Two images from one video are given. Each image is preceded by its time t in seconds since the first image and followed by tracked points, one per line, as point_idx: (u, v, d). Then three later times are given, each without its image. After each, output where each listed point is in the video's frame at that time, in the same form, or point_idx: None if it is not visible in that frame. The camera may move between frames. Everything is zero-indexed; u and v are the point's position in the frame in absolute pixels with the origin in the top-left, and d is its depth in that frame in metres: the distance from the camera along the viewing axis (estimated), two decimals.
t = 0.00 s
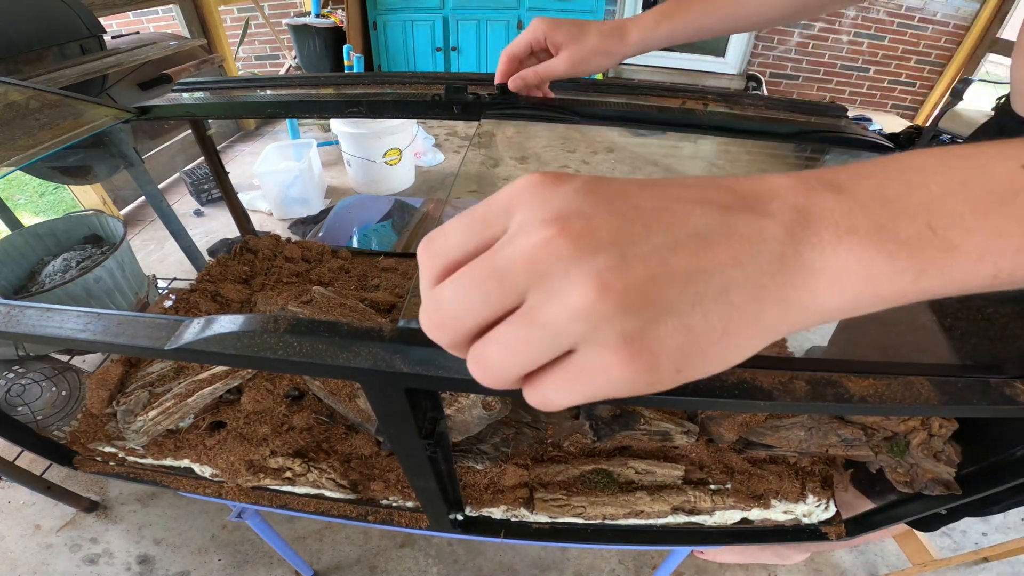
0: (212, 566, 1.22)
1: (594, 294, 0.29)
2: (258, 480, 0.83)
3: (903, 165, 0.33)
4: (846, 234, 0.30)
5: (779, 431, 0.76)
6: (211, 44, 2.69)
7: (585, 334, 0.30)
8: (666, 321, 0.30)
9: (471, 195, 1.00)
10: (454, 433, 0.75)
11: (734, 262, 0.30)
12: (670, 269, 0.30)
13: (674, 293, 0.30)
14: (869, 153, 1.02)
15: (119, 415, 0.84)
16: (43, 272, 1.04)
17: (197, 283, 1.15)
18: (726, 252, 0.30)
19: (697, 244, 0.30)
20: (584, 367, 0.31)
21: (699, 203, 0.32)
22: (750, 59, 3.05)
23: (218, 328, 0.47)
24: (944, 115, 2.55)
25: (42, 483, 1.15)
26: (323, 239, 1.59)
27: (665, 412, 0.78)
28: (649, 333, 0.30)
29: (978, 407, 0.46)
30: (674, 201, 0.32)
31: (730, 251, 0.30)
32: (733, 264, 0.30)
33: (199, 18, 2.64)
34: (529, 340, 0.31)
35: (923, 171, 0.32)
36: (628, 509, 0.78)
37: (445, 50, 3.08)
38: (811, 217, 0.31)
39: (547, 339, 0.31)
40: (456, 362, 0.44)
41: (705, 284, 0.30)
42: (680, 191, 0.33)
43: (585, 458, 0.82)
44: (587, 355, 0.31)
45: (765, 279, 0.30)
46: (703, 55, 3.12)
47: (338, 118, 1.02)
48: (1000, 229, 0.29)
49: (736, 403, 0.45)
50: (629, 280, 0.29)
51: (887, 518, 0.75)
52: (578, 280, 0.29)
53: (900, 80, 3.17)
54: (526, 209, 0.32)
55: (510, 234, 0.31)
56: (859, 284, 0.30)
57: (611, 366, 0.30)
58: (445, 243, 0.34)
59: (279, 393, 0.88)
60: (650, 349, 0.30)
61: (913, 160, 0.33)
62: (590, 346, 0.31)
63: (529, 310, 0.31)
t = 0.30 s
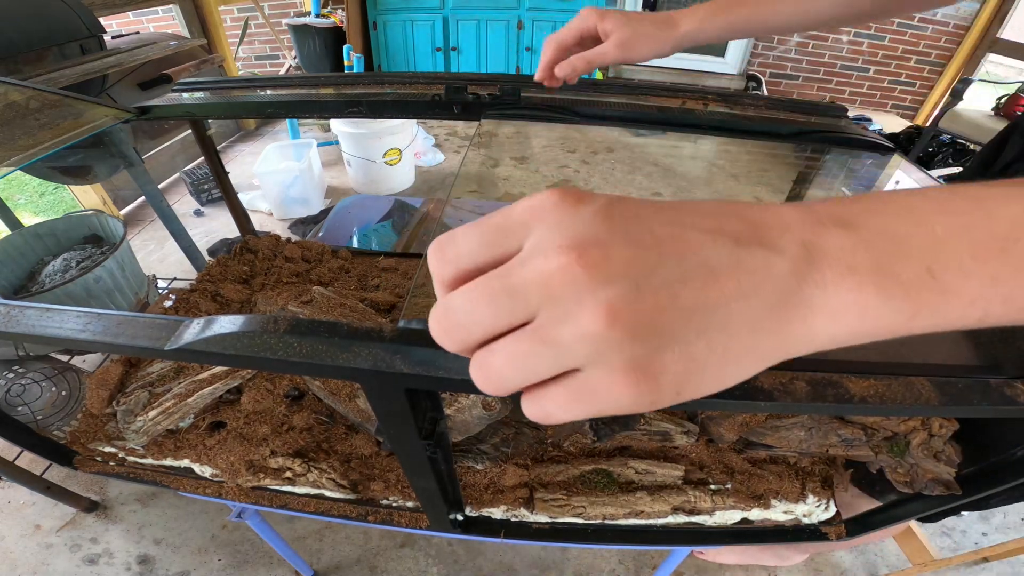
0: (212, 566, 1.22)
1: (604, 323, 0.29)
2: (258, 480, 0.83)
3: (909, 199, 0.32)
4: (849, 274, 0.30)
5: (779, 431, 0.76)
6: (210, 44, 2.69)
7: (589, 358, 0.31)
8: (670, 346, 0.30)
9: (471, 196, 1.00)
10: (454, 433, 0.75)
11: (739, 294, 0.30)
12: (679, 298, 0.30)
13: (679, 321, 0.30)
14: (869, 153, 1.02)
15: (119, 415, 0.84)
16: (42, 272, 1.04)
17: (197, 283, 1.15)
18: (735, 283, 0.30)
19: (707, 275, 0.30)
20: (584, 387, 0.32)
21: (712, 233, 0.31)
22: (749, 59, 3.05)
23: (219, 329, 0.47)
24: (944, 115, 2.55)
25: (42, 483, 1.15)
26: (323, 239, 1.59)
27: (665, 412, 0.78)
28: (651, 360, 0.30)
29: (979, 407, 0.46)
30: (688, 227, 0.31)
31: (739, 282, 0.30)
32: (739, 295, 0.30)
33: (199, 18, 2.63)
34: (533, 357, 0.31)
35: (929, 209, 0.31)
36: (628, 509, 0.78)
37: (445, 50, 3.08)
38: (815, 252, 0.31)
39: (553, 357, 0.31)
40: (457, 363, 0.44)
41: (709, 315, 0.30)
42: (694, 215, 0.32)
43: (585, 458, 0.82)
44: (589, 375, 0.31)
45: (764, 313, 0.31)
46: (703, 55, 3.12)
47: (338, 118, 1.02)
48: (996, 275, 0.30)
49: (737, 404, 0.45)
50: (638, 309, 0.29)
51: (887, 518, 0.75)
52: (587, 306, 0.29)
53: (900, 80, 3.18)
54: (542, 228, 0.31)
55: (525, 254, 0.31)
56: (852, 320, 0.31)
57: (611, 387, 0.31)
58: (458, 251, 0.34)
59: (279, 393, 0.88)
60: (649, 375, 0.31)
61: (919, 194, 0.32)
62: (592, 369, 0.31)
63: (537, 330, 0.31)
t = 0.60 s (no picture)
0: (212, 566, 1.22)
1: (597, 318, 0.29)
2: (258, 480, 0.83)
3: (904, 202, 0.32)
4: (840, 281, 0.30)
5: (779, 431, 0.76)
6: (210, 44, 2.69)
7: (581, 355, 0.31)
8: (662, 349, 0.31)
9: (471, 195, 1.00)
10: (454, 432, 0.75)
11: (730, 296, 0.30)
12: (671, 297, 0.30)
13: (672, 321, 0.30)
14: (869, 153, 1.02)
15: (119, 415, 0.84)
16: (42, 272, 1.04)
17: (197, 283, 1.15)
18: (727, 282, 0.30)
19: (701, 275, 0.30)
20: (572, 382, 0.32)
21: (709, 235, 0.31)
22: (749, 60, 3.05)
23: (219, 329, 0.47)
24: (944, 115, 2.55)
25: (42, 483, 1.15)
26: (323, 239, 1.59)
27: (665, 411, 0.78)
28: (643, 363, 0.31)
29: (978, 406, 0.46)
30: (688, 229, 0.31)
31: (731, 284, 0.30)
32: (731, 295, 0.30)
33: (199, 18, 2.63)
34: (526, 352, 0.32)
35: (919, 215, 0.31)
36: (628, 509, 0.78)
37: (445, 50, 3.08)
38: (810, 258, 0.31)
39: (544, 350, 0.32)
40: (457, 362, 0.44)
41: (699, 316, 0.30)
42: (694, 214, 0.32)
43: (585, 458, 0.82)
44: (578, 370, 0.32)
45: (755, 317, 0.31)
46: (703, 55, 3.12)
47: (338, 118, 1.02)
48: (982, 278, 0.30)
49: (737, 403, 0.45)
50: (632, 305, 0.29)
51: (887, 518, 0.76)
52: (582, 302, 0.29)
53: (900, 81, 3.18)
54: (541, 220, 0.31)
55: (524, 245, 0.31)
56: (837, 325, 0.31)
57: (600, 384, 0.31)
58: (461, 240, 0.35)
59: (279, 393, 0.87)
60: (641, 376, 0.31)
61: (912, 196, 0.32)
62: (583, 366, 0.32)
63: (531, 321, 0.31)
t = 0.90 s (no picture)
0: (212, 566, 1.22)
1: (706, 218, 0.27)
2: (258, 480, 0.83)
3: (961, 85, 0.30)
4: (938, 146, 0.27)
5: (779, 431, 0.75)
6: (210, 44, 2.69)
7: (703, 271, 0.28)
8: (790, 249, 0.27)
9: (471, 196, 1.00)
10: (454, 432, 0.74)
11: (849, 196, 0.27)
12: (772, 206, 0.27)
13: (781, 228, 0.27)
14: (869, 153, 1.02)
15: (119, 415, 0.84)
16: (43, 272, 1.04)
17: (197, 283, 1.15)
18: (819, 179, 0.27)
19: (786, 166, 0.27)
20: (704, 292, 0.28)
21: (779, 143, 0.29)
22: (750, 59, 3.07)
23: (219, 329, 0.47)
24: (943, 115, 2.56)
25: (42, 484, 1.15)
26: (323, 239, 1.59)
27: (666, 412, 0.77)
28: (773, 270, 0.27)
29: (978, 405, 0.46)
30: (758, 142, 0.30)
31: (825, 180, 0.27)
32: (824, 181, 0.27)
33: (199, 18, 2.63)
34: (631, 292, 0.29)
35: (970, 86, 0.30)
36: (628, 509, 0.78)
37: (445, 50, 3.08)
38: (891, 151, 0.27)
39: (666, 265, 0.28)
40: (457, 362, 0.44)
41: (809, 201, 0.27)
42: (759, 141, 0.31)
43: (585, 458, 0.81)
44: (703, 282, 0.28)
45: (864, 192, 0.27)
46: (703, 55, 3.13)
47: (338, 118, 1.02)
48: None
49: (737, 403, 0.45)
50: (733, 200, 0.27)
51: (886, 518, 0.76)
52: (685, 227, 0.27)
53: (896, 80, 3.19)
54: (621, 162, 0.29)
55: (599, 178, 0.29)
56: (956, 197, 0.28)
57: (730, 285, 0.28)
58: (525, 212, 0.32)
59: (279, 393, 0.88)
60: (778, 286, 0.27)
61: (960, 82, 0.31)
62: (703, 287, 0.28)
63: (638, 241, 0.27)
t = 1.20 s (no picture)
0: (212, 566, 1.22)
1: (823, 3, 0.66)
2: (258, 480, 0.83)
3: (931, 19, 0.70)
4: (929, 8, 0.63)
5: (779, 431, 0.75)
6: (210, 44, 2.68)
7: (813, 31, 0.67)
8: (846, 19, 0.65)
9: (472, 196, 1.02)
10: (454, 432, 0.74)
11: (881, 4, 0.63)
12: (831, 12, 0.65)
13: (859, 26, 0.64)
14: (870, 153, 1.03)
15: (119, 415, 0.84)
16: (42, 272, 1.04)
17: (197, 283, 1.15)
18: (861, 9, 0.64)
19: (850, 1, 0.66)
20: (821, 42, 0.66)
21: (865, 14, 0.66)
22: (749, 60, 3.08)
23: (219, 329, 0.47)
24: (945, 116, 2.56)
25: (42, 483, 1.15)
26: (323, 239, 1.58)
27: (666, 412, 0.77)
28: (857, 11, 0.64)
29: (978, 404, 0.46)
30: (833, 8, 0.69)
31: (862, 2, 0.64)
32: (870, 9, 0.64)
33: (198, 18, 2.63)
34: (784, 43, 0.70)
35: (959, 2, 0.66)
36: (628, 509, 0.78)
37: (445, 50, 3.08)
38: None
39: (795, 32, 0.68)
40: (457, 362, 0.44)
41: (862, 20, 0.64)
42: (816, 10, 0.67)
43: (585, 458, 0.81)
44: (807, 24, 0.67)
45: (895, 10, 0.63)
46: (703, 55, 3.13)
47: (338, 118, 1.02)
48: None
49: (737, 403, 0.45)
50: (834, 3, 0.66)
51: (887, 517, 0.76)
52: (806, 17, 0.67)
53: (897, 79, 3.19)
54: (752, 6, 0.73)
55: None
56: (943, 11, 0.63)
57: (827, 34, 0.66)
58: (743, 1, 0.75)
59: (279, 393, 0.88)
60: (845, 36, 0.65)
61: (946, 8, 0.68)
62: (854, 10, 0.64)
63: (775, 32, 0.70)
